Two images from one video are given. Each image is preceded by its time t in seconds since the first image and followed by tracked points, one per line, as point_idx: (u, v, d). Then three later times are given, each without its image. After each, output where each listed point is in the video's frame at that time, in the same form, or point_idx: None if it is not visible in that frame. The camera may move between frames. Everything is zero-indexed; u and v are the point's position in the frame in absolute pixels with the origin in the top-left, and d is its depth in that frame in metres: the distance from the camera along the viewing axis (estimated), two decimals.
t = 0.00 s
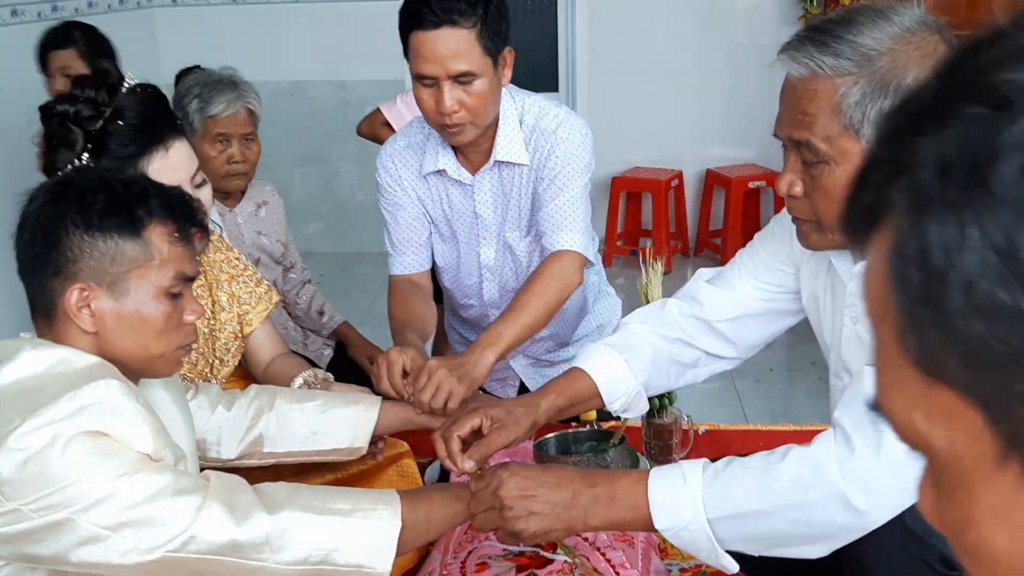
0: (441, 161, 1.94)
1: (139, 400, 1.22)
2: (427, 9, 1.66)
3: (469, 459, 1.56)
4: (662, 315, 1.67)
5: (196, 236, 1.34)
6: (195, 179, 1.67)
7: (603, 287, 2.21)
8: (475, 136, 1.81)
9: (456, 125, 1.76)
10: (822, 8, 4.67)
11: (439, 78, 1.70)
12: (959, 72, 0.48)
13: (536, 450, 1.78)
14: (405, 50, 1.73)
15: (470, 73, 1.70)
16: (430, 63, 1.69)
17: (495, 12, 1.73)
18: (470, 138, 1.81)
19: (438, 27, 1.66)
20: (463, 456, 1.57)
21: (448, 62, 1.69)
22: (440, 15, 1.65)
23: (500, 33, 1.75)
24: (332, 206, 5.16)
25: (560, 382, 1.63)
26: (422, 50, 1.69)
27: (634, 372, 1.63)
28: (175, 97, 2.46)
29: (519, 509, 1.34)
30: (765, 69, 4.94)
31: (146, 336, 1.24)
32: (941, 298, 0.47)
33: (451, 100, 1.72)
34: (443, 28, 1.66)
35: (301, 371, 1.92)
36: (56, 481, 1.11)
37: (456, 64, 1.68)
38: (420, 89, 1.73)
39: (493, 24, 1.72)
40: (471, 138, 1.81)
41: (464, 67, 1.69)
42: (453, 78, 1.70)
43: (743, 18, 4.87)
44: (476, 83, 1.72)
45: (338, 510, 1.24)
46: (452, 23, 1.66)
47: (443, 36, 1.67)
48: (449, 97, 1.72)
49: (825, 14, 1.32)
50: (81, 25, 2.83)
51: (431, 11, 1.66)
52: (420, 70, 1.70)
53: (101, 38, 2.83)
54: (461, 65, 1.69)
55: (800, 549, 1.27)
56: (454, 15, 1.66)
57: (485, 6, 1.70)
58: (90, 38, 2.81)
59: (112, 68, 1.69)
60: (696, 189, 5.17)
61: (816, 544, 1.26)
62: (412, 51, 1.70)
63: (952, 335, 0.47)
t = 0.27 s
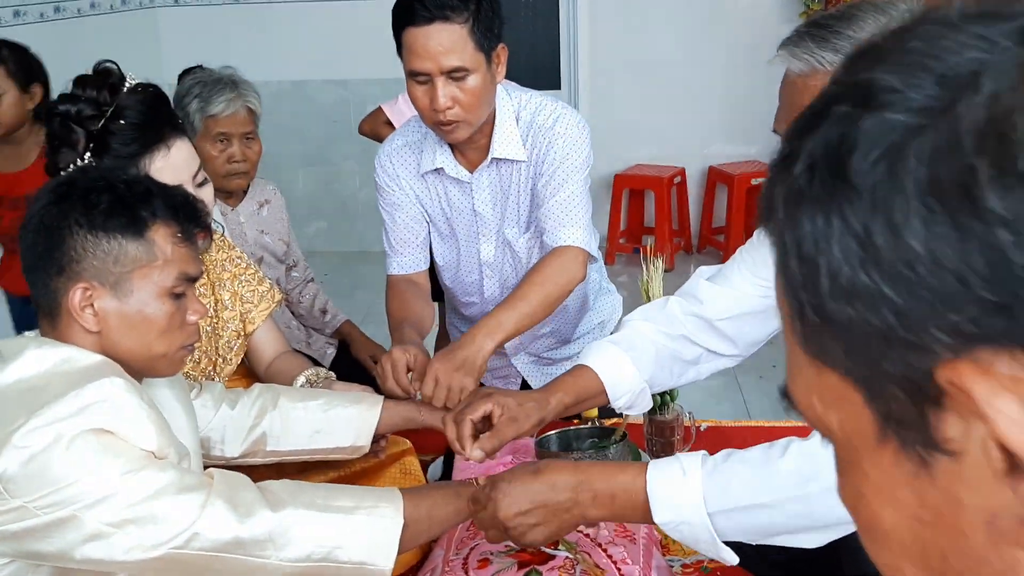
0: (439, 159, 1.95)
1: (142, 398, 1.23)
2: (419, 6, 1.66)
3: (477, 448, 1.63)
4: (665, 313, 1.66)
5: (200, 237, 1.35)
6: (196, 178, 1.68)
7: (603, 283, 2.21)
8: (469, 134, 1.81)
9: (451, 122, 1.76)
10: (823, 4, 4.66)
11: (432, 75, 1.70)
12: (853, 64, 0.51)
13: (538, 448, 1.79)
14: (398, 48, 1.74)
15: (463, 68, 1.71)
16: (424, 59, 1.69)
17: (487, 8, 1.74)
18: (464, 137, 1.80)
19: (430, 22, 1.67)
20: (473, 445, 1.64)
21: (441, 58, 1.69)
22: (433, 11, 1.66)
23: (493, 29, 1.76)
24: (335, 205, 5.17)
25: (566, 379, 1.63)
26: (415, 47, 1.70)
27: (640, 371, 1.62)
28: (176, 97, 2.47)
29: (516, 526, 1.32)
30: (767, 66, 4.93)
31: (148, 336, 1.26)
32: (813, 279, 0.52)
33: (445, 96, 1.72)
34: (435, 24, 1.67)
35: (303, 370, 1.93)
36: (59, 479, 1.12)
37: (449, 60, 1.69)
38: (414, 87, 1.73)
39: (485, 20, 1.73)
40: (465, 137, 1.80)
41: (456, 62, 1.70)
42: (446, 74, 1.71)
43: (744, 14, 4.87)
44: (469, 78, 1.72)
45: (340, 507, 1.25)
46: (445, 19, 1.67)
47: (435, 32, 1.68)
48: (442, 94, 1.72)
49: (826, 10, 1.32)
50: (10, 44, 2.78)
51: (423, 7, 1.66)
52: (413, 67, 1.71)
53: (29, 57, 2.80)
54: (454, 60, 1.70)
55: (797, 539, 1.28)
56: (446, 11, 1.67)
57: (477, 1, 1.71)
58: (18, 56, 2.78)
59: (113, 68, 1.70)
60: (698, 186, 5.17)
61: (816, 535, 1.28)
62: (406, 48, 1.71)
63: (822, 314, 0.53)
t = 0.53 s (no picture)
0: (437, 157, 1.96)
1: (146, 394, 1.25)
2: (414, 8, 1.68)
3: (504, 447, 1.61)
4: (665, 303, 1.69)
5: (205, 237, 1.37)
6: (201, 178, 1.70)
7: (604, 282, 2.22)
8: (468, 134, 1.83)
9: (448, 122, 1.78)
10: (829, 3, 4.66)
11: (428, 76, 1.72)
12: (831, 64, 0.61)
13: (539, 443, 1.79)
14: (395, 48, 1.75)
15: (458, 69, 1.72)
16: (419, 61, 1.70)
17: (481, 7, 1.74)
18: (462, 137, 1.82)
19: (424, 24, 1.68)
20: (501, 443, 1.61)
21: (436, 59, 1.70)
22: (427, 12, 1.67)
23: (489, 29, 1.76)
24: (343, 205, 5.20)
25: (578, 369, 1.65)
26: (411, 49, 1.71)
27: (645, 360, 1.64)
28: (182, 98, 2.49)
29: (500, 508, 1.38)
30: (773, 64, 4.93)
31: (152, 334, 1.28)
32: (784, 246, 0.63)
33: (441, 97, 1.74)
34: (430, 26, 1.68)
35: (308, 367, 1.95)
36: (65, 474, 1.14)
37: (444, 61, 1.70)
38: (411, 88, 1.75)
39: (480, 20, 1.73)
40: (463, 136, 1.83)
41: (451, 63, 1.71)
42: (442, 75, 1.72)
43: (750, 13, 4.87)
44: (465, 79, 1.74)
45: (341, 502, 1.27)
46: (438, 20, 1.68)
47: (430, 34, 1.69)
48: (439, 95, 1.73)
49: (823, 7, 1.32)
50: None
51: (417, 10, 1.68)
52: (409, 68, 1.72)
53: None
54: (449, 61, 1.70)
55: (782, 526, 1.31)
56: (439, 12, 1.68)
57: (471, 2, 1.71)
58: None
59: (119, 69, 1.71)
60: (705, 185, 5.18)
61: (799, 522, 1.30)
62: (402, 50, 1.72)
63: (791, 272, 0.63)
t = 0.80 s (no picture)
0: (439, 159, 1.95)
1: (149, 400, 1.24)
2: (414, 11, 1.67)
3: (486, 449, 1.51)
4: (662, 303, 1.68)
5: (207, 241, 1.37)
6: (205, 182, 1.70)
7: (610, 283, 2.20)
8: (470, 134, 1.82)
9: (450, 124, 1.77)
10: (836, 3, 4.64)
11: (429, 78, 1.71)
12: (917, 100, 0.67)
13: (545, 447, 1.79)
14: (396, 50, 1.75)
15: (459, 70, 1.71)
16: (421, 63, 1.70)
17: (482, 9, 1.73)
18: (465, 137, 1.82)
19: (425, 27, 1.67)
20: (481, 445, 1.52)
21: (437, 61, 1.69)
22: (428, 15, 1.66)
23: (490, 29, 1.76)
24: (349, 207, 5.20)
25: (561, 363, 1.64)
26: (412, 51, 1.70)
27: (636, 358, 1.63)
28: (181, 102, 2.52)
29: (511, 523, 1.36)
30: (779, 64, 4.92)
31: (154, 340, 1.27)
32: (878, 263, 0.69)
33: (443, 99, 1.73)
34: (430, 28, 1.67)
35: (313, 372, 1.94)
36: (67, 479, 1.13)
37: (445, 62, 1.69)
38: (413, 90, 1.75)
39: (481, 21, 1.73)
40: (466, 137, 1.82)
41: (453, 65, 1.70)
42: (443, 77, 1.71)
43: (756, 14, 4.85)
44: (467, 80, 1.73)
45: (344, 506, 1.26)
46: (439, 22, 1.67)
47: (431, 36, 1.68)
48: (440, 96, 1.73)
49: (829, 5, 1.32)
50: None
51: (418, 12, 1.67)
52: (410, 71, 1.71)
53: None
54: (450, 63, 1.70)
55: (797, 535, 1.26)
56: (440, 15, 1.67)
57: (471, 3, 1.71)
58: None
59: (122, 73, 1.71)
60: (712, 186, 5.16)
61: (814, 533, 1.25)
62: (403, 52, 1.72)
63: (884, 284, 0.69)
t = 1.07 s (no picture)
0: (455, 167, 1.94)
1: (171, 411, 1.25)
2: (430, 19, 1.67)
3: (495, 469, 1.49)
4: (680, 316, 1.67)
5: (226, 249, 1.36)
6: (221, 191, 1.70)
7: (624, 288, 2.21)
8: (486, 142, 1.83)
9: (466, 132, 1.77)
10: (844, 5, 4.62)
11: (446, 87, 1.71)
12: None
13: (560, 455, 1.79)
14: (412, 59, 1.74)
15: (476, 79, 1.71)
16: (437, 72, 1.69)
17: (498, 17, 1.73)
18: (481, 146, 1.82)
19: (441, 36, 1.67)
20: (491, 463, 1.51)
21: (454, 70, 1.69)
22: (444, 23, 1.66)
23: (505, 37, 1.75)
24: (357, 211, 5.20)
25: (570, 380, 1.66)
26: (428, 60, 1.70)
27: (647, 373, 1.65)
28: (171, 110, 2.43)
29: (542, 535, 1.37)
30: (787, 67, 4.91)
31: (174, 350, 1.27)
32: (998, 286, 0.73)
33: (459, 108, 1.73)
34: (447, 37, 1.67)
35: (328, 381, 1.94)
36: (89, 491, 1.13)
37: (462, 71, 1.69)
38: (429, 99, 1.75)
39: (497, 29, 1.73)
40: (483, 145, 1.82)
41: (470, 74, 1.69)
42: (460, 85, 1.71)
43: (763, 16, 4.84)
44: (483, 88, 1.73)
45: (365, 519, 1.26)
46: (455, 31, 1.67)
47: (447, 45, 1.68)
48: (457, 105, 1.73)
49: (849, 10, 1.31)
50: None
51: (434, 21, 1.67)
52: (427, 79, 1.71)
53: None
54: (467, 72, 1.69)
55: (828, 551, 1.26)
56: (456, 23, 1.67)
57: (487, 11, 1.70)
58: None
59: (137, 82, 1.71)
60: (720, 189, 5.15)
61: (844, 546, 1.25)
62: (419, 60, 1.71)
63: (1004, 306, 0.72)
